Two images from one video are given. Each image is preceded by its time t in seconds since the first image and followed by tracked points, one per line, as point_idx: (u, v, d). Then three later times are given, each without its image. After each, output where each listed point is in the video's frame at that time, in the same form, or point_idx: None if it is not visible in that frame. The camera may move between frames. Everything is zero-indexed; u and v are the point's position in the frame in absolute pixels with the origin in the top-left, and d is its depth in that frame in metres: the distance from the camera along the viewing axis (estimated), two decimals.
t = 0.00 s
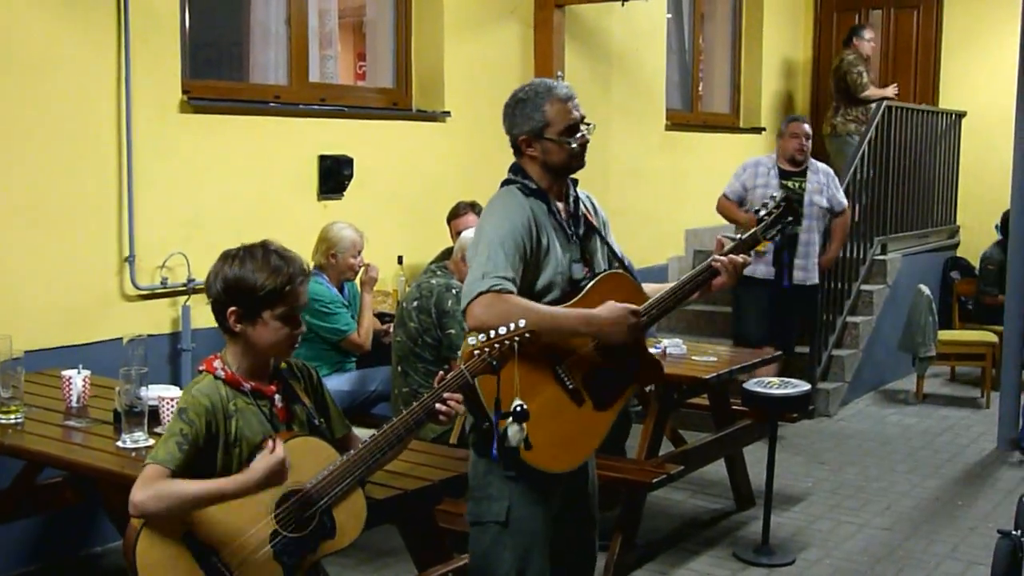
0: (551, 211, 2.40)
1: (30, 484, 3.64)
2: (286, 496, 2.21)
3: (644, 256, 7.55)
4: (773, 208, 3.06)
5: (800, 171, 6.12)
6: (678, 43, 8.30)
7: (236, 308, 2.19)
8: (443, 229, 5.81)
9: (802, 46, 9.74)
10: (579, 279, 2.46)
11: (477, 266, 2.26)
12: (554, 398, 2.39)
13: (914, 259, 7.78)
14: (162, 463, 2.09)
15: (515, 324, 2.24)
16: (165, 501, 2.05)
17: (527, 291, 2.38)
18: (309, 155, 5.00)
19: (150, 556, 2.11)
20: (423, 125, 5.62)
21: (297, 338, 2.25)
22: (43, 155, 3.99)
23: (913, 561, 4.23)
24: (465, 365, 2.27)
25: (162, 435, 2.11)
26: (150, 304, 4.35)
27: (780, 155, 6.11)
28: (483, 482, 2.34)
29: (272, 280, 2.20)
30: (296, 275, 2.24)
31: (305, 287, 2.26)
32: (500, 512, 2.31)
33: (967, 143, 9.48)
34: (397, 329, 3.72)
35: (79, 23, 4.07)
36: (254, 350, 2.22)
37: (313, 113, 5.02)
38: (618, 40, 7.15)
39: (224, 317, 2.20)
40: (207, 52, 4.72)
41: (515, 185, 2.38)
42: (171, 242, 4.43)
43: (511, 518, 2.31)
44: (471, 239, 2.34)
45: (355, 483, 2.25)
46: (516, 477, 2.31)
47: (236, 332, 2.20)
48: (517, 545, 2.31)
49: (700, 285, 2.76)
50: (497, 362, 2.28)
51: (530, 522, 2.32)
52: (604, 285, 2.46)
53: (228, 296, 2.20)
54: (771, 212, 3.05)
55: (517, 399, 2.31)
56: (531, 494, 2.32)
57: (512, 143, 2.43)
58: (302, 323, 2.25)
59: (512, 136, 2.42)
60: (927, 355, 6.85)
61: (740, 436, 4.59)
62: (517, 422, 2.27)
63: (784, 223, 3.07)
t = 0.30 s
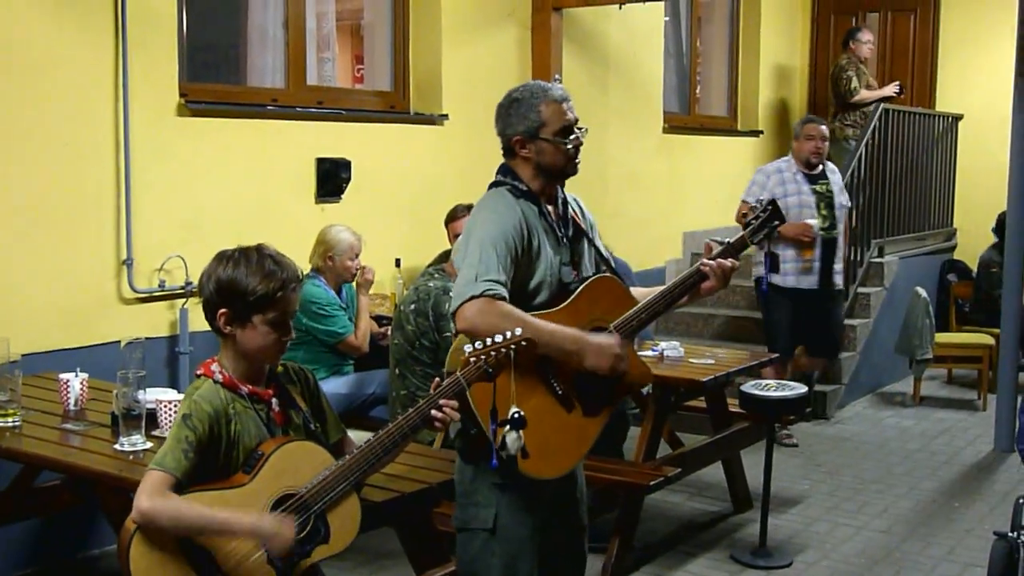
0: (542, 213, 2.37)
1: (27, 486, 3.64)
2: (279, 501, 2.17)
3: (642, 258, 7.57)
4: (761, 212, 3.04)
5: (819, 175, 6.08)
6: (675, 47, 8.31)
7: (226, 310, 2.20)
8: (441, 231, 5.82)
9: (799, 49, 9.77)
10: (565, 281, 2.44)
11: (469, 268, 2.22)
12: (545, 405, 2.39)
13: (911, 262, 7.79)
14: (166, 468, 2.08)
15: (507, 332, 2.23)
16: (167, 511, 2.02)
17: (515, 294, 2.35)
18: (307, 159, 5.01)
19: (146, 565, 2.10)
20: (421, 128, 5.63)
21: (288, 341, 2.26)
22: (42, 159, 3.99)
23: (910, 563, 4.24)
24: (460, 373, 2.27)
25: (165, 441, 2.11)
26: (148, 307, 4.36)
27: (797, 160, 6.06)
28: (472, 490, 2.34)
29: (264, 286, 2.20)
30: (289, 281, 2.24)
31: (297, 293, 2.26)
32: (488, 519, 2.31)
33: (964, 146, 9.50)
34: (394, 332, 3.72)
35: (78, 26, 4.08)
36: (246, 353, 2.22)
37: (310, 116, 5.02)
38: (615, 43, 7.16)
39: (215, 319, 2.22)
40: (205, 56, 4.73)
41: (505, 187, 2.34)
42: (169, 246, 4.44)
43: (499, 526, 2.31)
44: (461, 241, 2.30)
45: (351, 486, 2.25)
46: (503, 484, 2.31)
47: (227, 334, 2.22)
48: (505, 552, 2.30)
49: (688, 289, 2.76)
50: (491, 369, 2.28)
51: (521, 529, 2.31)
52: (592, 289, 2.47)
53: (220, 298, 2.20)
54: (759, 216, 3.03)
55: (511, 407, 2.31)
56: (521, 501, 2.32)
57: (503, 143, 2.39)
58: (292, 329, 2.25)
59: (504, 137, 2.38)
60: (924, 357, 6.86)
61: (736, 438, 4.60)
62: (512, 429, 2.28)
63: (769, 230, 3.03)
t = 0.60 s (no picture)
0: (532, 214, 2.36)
1: (21, 490, 3.64)
2: (276, 502, 2.19)
3: (636, 258, 7.57)
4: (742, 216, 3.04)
5: (857, 179, 5.88)
6: (669, 48, 8.33)
7: (220, 316, 2.19)
8: (436, 234, 5.82)
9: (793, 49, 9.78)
10: (555, 284, 2.44)
11: (471, 267, 2.19)
12: (539, 408, 2.38)
13: (906, 262, 7.80)
14: (166, 469, 2.09)
15: (501, 333, 2.21)
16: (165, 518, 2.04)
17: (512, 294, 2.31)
18: (301, 161, 5.01)
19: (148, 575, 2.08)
20: (415, 130, 5.64)
21: (282, 344, 2.25)
22: (36, 161, 3.99)
23: (905, 563, 4.24)
24: (455, 373, 2.24)
25: (163, 442, 2.11)
26: (143, 309, 4.35)
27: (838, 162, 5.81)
28: (463, 497, 2.32)
29: (259, 291, 2.19)
30: (282, 285, 2.23)
31: (291, 297, 2.25)
32: (483, 527, 2.28)
33: (957, 146, 9.50)
34: (389, 334, 3.71)
35: (72, 29, 4.08)
36: (239, 358, 2.21)
37: (305, 118, 5.03)
38: (609, 45, 7.17)
39: (208, 323, 2.20)
40: (198, 58, 4.73)
41: (496, 188, 2.32)
42: (164, 248, 4.44)
43: (494, 533, 2.28)
44: (454, 242, 2.27)
45: (346, 488, 2.25)
46: (496, 491, 2.29)
47: (221, 340, 2.20)
48: (500, 559, 2.28)
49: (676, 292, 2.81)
50: (485, 370, 2.24)
51: (515, 534, 2.30)
52: (584, 293, 2.47)
53: (215, 302, 2.19)
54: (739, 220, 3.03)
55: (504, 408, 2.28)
56: (515, 507, 2.30)
57: (490, 144, 2.38)
58: (285, 334, 2.24)
59: (492, 138, 2.36)
60: (919, 357, 6.87)
61: (732, 439, 4.61)
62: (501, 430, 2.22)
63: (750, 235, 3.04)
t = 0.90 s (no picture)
0: (512, 213, 2.32)
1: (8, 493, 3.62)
2: (265, 501, 2.19)
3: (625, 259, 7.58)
4: (715, 198, 2.89)
5: (897, 181, 5.77)
6: (658, 49, 8.34)
7: (209, 319, 2.17)
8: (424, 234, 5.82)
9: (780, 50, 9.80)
10: (540, 280, 2.40)
11: (449, 272, 2.17)
12: (531, 406, 2.35)
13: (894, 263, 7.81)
14: (145, 468, 2.07)
15: (488, 329, 2.17)
16: (152, 501, 2.03)
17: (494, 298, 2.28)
18: (289, 162, 5.01)
19: (136, 567, 2.12)
20: (403, 130, 5.64)
21: (270, 347, 2.24)
22: (23, 163, 3.98)
23: (892, 562, 4.25)
24: (443, 370, 2.21)
25: (143, 441, 2.10)
26: (130, 311, 4.35)
27: (878, 162, 5.71)
28: (447, 501, 2.31)
29: (248, 295, 2.17)
30: (272, 289, 2.21)
31: (280, 300, 2.23)
32: (470, 529, 2.28)
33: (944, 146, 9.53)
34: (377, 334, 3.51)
35: (60, 31, 4.07)
36: (227, 359, 2.20)
37: (293, 119, 5.02)
38: (598, 46, 7.18)
39: (196, 326, 2.19)
40: (186, 59, 4.72)
41: (473, 189, 2.28)
42: (152, 249, 4.43)
43: (480, 535, 2.28)
44: (432, 243, 2.24)
45: (333, 488, 2.23)
46: (484, 494, 2.29)
47: (209, 342, 2.19)
48: (486, 560, 2.28)
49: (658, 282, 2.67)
50: (473, 367, 2.22)
51: (500, 537, 2.30)
52: (569, 288, 2.36)
53: (203, 305, 2.17)
54: (713, 203, 2.87)
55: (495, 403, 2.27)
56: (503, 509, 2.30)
57: (470, 141, 2.33)
58: (274, 336, 2.23)
59: (473, 136, 2.32)
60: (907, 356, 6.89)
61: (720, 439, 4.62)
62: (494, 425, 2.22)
63: (724, 217, 2.89)
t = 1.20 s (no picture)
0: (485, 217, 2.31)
1: None
2: (250, 502, 2.15)
3: (614, 259, 7.58)
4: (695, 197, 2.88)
5: (937, 188, 5.61)
6: (647, 49, 8.34)
7: (199, 319, 2.16)
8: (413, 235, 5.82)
9: (768, 52, 9.80)
10: (514, 285, 2.39)
11: (421, 277, 2.15)
12: (506, 416, 2.34)
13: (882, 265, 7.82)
14: (134, 469, 2.05)
15: (476, 332, 2.15)
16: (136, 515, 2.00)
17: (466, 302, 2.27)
18: (278, 162, 5.01)
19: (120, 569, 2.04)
20: (392, 131, 5.64)
21: (259, 348, 2.23)
22: (10, 163, 3.96)
23: (879, 562, 4.26)
24: (430, 372, 2.19)
25: (131, 442, 2.08)
26: (118, 311, 4.33)
27: (917, 171, 5.53)
28: (422, 502, 2.31)
29: (239, 297, 2.16)
30: (263, 292, 2.21)
31: (270, 302, 2.23)
32: (444, 531, 2.28)
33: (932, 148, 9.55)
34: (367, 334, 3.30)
35: (47, 30, 4.06)
36: (216, 360, 2.19)
37: (281, 119, 5.01)
38: (587, 46, 7.18)
39: (186, 326, 2.17)
40: (174, 59, 4.71)
41: (446, 192, 2.27)
42: (139, 249, 4.42)
43: (456, 538, 2.29)
44: (404, 247, 2.23)
45: (320, 489, 2.21)
46: (458, 497, 2.29)
47: (198, 343, 2.18)
48: (462, 564, 2.29)
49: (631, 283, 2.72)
50: (461, 368, 2.21)
51: (476, 541, 2.30)
52: (542, 293, 2.41)
53: (195, 306, 2.16)
54: (691, 204, 2.87)
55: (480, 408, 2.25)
56: (478, 513, 2.30)
57: (443, 144, 2.32)
58: (263, 338, 2.22)
59: (445, 139, 2.30)
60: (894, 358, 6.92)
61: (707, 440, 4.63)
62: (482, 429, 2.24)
63: (704, 217, 2.88)
